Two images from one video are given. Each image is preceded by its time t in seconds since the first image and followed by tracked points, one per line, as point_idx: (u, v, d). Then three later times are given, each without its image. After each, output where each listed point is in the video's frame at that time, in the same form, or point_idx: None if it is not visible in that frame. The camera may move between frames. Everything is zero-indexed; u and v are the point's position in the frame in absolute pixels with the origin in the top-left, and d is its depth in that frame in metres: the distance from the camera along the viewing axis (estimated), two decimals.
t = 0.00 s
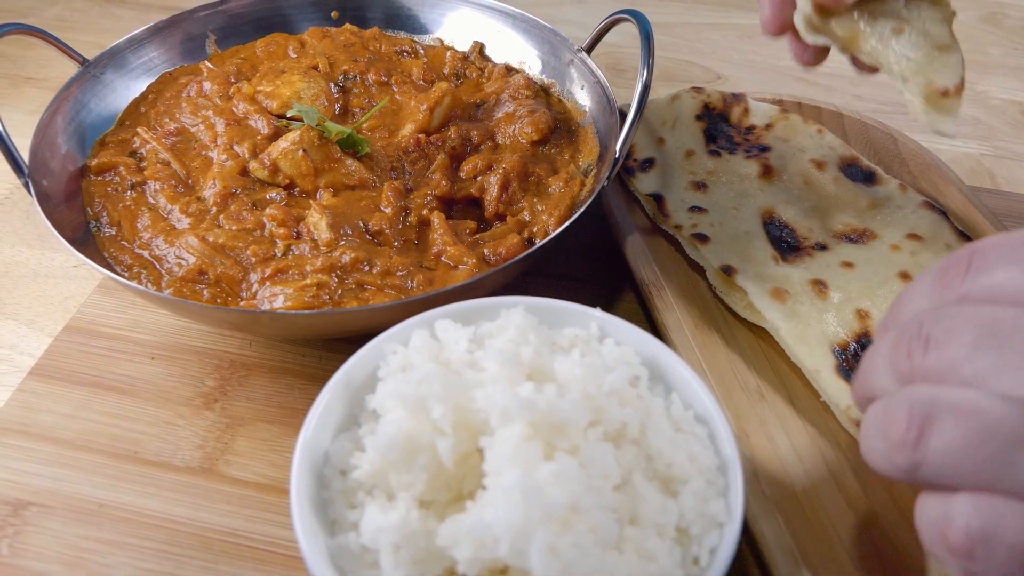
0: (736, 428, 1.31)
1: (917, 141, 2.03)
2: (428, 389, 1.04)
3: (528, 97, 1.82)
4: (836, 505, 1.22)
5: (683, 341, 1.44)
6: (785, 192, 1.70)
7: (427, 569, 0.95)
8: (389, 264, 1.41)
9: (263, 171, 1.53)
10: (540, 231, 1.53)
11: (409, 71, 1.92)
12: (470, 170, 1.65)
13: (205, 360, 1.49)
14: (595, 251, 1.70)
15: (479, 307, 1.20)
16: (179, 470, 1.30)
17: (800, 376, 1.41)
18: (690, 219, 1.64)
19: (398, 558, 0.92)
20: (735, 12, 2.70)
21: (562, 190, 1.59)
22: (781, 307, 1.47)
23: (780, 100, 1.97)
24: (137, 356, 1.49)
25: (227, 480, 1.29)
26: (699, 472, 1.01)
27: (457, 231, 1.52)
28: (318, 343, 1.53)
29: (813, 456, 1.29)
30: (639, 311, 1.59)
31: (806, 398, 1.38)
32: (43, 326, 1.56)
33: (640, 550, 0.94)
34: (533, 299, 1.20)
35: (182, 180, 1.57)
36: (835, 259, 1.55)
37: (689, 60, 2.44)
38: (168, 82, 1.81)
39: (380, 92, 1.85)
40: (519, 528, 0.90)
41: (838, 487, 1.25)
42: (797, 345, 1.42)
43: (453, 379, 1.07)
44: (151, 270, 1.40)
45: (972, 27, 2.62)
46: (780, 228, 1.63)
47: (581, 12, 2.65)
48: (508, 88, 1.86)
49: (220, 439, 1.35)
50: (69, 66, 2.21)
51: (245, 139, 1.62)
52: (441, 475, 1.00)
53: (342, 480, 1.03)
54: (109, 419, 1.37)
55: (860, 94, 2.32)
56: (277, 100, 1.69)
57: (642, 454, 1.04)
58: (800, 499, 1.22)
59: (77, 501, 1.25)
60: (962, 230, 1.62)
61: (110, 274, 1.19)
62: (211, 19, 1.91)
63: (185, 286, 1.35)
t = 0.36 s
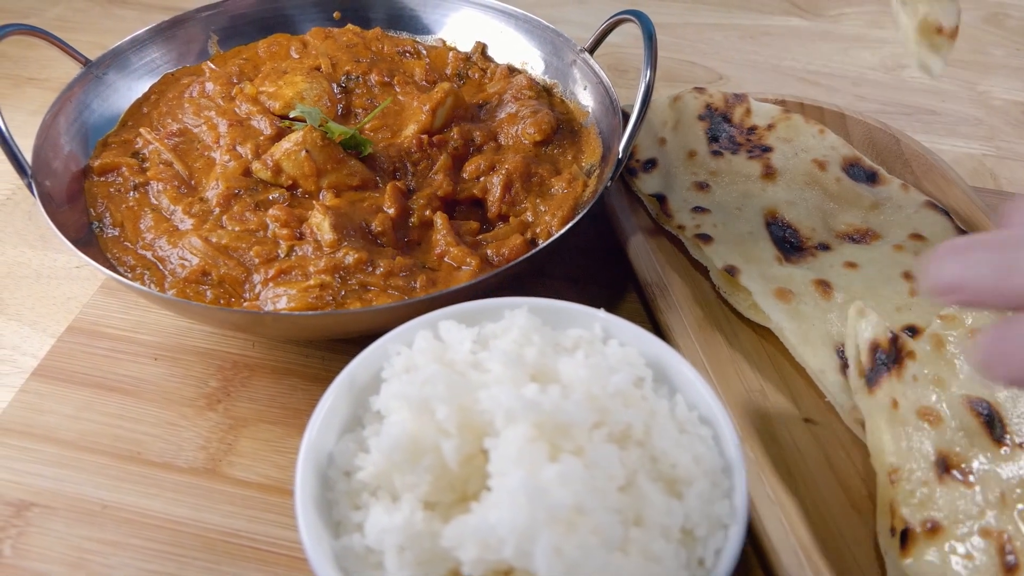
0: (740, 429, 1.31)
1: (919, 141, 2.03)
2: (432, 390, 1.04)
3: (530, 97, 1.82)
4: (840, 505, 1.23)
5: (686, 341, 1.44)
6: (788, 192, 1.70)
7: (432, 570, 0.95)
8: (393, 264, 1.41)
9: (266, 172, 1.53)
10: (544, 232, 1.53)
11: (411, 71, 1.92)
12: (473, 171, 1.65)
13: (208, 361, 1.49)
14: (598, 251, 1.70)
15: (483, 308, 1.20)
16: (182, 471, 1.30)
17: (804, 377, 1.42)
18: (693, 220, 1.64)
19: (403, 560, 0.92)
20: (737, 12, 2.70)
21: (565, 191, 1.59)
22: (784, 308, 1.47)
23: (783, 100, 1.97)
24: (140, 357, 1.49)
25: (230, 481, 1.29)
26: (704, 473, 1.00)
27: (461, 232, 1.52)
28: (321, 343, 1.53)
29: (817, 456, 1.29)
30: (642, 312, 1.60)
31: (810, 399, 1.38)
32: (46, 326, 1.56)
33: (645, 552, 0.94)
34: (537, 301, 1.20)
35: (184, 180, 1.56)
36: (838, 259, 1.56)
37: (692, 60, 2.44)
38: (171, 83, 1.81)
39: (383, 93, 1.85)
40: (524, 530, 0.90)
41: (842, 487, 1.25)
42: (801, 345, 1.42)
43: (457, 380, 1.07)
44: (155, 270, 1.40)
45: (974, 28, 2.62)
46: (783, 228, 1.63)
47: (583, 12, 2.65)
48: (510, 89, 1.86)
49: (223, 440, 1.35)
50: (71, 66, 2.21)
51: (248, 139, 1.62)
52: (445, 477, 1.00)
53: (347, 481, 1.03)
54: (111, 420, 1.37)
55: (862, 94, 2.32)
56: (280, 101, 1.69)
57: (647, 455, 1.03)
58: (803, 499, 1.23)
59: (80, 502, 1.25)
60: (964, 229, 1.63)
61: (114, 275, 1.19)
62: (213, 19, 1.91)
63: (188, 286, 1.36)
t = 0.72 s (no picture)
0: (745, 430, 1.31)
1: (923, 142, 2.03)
2: (438, 392, 1.04)
3: (534, 98, 1.82)
4: (845, 508, 1.23)
5: (690, 342, 1.44)
6: (792, 193, 1.70)
7: (438, 571, 0.95)
8: (396, 265, 1.40)
9: (269, 172, 1.53)
10: (548, 233, 1.53)
11: (414, 72, 1.92)
12: (476, 171, 1.65)
13: (212, 362, 1.49)
14: (602, 252, 1.69)
15: (488, 309, 1.20)
16: (187, 472, 1.30)
17: (808, 378, 1.42)
18: (696, 220, 1.64)
19: (409, 561, 0.92)
20: (740, 13, 2.69)
21: (569, 191, 1.59)
22: (788, 308, 1.47)
23: (787, 101, 1.97)
24: (144, 358, 1.48)
25: (234, 482, 1.29)
26: (710, 474, 1.00)
27: (464, 233, 1.52)
28: (325, 344, 1.53)
29: (821, 458, 1.29)
30: (646, 312, 1.59)
31: (813, 400, 1.38)
32: (49, 327, 1.56)
33: (651, 553, 0.94)
34: (542, 301, 1.20)
35: (188, 181, 1.56)
36: (842, 259, 1.56)
37: (694, 61, 2.44)
38: (174, 84, 1.81)
39: (386, 94, 1.85)
40: (531, 531, 0.90)
41: (845, 488, 1.26)
42: (805, 346, 1.42)
43: (462, 381, 1.07)
44: (158, 271, 1.40)
45: (976, 28, 2.62)
46: (787, 229, 1.63)
47: (586, 13, 2.65)
48: (513, 89, 1.86)
49: (227, 441, 1.35)
50: (73, 67, 2.20)
51: (251, 140, 1.62)
52: (451, 478, 1.00)
53: (352, 482, 1.03)
54: (115, 421, 1.37)
55: (864, 94, 2.32)
56: (283, 101, 1.68)
57: (652, 456, 1.03)
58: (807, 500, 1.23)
59: (84, 503, 1.25)
60: (968, 230, 1.63)
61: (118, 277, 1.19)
62: (216, 21, 1.91)
63: (192, 287, 1.36)
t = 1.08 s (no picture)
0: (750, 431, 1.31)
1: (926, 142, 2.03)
2: (443, 393, 1.04)
3: (537, 99, 1.82)
4: (850, 509, 1.23)
5: (694, 343, 1.44)
6: (795, 194, 1.70)
7: (444, 573, 0.95)
8: (400, 267, 1.40)
9: (273, 173, 1.53)
10: (551, 233, 1.53)
11: (418, 73, 1.92)
12: (480, 172, 1.65)
13: (215, 363, 1.48)
14: (605, 253, 1.69)
15: (493, 310, 1.20)
16: (191, 473, 1.30)
17: (812, 379, 1.41)
18: (700, 221, 1.64)
19: (415, 563, 0.92)
20: (742, 13, 2.69)
21: (573, 192, 1.59)
22: (792, 309, 1.47)
23: (790, 102, 1.96)
24: (148, 358, 1.48)
25: (239, 483, 1.29)
26: (715, 476, 1.00)
27: (468, 234, 1.52)
28: (328, 345, 1.53)
29: (826, 458, 1.29)
30: (650, 313, 1.59)
31: (817, 400, 1.38)
32: (52, 328, 1.56)
33: (657, 555, 0.94)
34: (547, 302, 1.20)
35: (191, 182, 1.57)
36: (846, 260, 1.56)
37: (696, 62, 2.44)
38: (177, 84, 1.81)
39: (389, 94, 1.85)
40: (537, 533, 0.90)
41: (849, 488, 1.26)
42: (809, 348, 1.42)
43: (467, 383, 1.07)
44: (162, 272, 1.40)
45: (978, 28, 2.62)
46: (791, 230, 1.63)
47: (587, 13, 2.65)
48: (517, 90, 1.86)
49: (231, 442, 1.35)
50: (76, 67, 2.20)
51: (254, 141, 1.62)
52: (457, 479, 1.00)
53: (357, 483, 1.02)
54: (119, 422, 1.37)
55: (867, 94, 2.32)
56: (287, 101, 1.68)
57: (658, 458, 1.03)
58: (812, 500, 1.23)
59: (88, 504, 1.24)
60: (971, 230, 1.63)
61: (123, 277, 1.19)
62: (219, 21, 1.91)
63: (196, 288, 1.36)
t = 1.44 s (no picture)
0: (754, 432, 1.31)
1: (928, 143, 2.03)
2: (449, 394, 1.04)
3: (540, 100, 1.83)
4: (854, 510, 1.22)
5: (697, 343, 1.44)
6: (797, 195, 1.70)
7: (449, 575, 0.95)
8: (404, 267, 1.40)
9: (276, 173, 1.54)
10: (555, 234, 1.53)
11: (420, 74, 1.92)
12: (483, 173, 1.65)
13: (219, 364, 1.48)
14: (608, 254, 1.69)
15: (498, 311, 1.20)
16: (194, 474, 1.30)
17: (816, 379, 1.41)
18: (704, 222, 1.64)
19: (420, 564, 0.92)
20: (744, 13, 2.69)
21: (576, 193, 1.59)
22: (796, 309, 1.47)
23: (793, 102, 1.96)
24: (151, 359, 1.48)
25: (243, 484, 1.29)
26: (720, 477, 1.00)
27: (472, 234, 1.52)
28: (331, 346, 1.53)
29: (830, 459, 1.29)
30: (654, 314, 1.59)
31: (821, 401, 1.38)
32: (55, 329, 1.56)
33: (662, 557, 0.94)
34: (552, 304, 1.20)
35: (194, 183, 1.57)
36: (849, 261, 1.56)
37: (698, 62, 2.44)
38: (180, 85, 1.81)
39: (392, 95, 1.85)
40: (543, 535, 0.90)
41: (853, 489, 1.25)
42: (813, 349, 1.42)
43: (472, 384, 1.07)
44: (166, 273, 1.40)
45: (980, 29, 2.62)
46: (794, 231, 1.63)
47: (589, 14, 2.65)
48: (519, 91, 1.86)
49: (235, 443, 1.35)
50: (78, 67, 2.20)
51: (257, 141, 1.62)
52: (462, 480, 1.00)
53: (362, 484, 1.02)
54: (123, 423, 1.37)
55: (869, 95, 2.32)
56: (290, 102, 1.68)
57: (663, 459, 1.03)
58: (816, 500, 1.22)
59: (92, 505, 1.24)
60: (975, 231, 1.63)
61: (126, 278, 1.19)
62: (222, 22, 1.91)
63: (200, 289, 1.35)
